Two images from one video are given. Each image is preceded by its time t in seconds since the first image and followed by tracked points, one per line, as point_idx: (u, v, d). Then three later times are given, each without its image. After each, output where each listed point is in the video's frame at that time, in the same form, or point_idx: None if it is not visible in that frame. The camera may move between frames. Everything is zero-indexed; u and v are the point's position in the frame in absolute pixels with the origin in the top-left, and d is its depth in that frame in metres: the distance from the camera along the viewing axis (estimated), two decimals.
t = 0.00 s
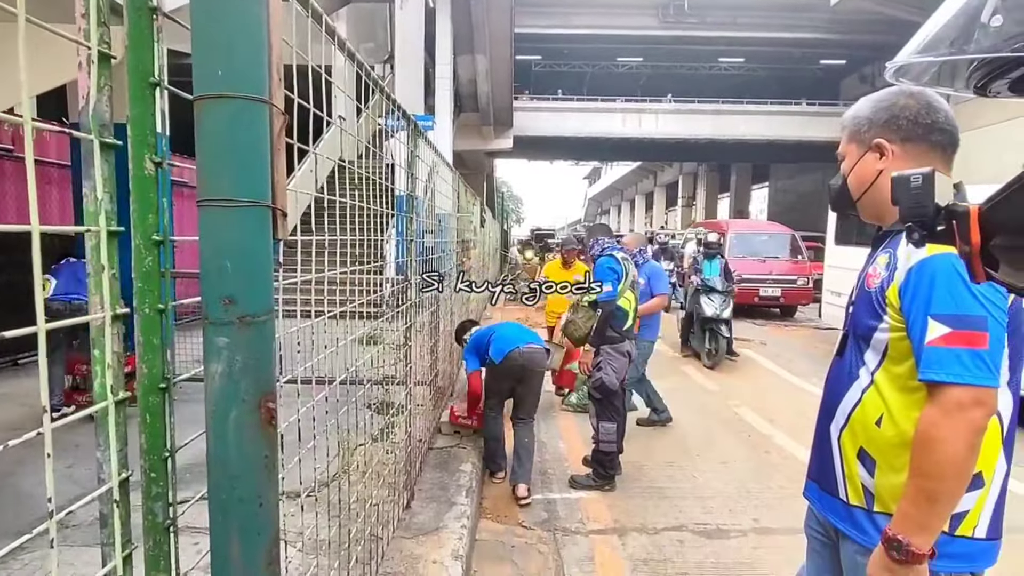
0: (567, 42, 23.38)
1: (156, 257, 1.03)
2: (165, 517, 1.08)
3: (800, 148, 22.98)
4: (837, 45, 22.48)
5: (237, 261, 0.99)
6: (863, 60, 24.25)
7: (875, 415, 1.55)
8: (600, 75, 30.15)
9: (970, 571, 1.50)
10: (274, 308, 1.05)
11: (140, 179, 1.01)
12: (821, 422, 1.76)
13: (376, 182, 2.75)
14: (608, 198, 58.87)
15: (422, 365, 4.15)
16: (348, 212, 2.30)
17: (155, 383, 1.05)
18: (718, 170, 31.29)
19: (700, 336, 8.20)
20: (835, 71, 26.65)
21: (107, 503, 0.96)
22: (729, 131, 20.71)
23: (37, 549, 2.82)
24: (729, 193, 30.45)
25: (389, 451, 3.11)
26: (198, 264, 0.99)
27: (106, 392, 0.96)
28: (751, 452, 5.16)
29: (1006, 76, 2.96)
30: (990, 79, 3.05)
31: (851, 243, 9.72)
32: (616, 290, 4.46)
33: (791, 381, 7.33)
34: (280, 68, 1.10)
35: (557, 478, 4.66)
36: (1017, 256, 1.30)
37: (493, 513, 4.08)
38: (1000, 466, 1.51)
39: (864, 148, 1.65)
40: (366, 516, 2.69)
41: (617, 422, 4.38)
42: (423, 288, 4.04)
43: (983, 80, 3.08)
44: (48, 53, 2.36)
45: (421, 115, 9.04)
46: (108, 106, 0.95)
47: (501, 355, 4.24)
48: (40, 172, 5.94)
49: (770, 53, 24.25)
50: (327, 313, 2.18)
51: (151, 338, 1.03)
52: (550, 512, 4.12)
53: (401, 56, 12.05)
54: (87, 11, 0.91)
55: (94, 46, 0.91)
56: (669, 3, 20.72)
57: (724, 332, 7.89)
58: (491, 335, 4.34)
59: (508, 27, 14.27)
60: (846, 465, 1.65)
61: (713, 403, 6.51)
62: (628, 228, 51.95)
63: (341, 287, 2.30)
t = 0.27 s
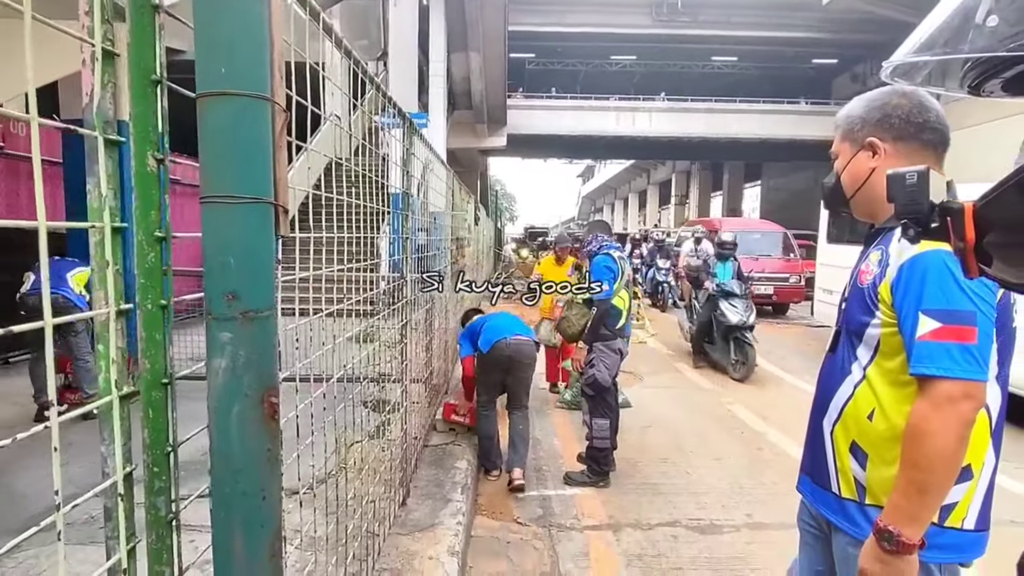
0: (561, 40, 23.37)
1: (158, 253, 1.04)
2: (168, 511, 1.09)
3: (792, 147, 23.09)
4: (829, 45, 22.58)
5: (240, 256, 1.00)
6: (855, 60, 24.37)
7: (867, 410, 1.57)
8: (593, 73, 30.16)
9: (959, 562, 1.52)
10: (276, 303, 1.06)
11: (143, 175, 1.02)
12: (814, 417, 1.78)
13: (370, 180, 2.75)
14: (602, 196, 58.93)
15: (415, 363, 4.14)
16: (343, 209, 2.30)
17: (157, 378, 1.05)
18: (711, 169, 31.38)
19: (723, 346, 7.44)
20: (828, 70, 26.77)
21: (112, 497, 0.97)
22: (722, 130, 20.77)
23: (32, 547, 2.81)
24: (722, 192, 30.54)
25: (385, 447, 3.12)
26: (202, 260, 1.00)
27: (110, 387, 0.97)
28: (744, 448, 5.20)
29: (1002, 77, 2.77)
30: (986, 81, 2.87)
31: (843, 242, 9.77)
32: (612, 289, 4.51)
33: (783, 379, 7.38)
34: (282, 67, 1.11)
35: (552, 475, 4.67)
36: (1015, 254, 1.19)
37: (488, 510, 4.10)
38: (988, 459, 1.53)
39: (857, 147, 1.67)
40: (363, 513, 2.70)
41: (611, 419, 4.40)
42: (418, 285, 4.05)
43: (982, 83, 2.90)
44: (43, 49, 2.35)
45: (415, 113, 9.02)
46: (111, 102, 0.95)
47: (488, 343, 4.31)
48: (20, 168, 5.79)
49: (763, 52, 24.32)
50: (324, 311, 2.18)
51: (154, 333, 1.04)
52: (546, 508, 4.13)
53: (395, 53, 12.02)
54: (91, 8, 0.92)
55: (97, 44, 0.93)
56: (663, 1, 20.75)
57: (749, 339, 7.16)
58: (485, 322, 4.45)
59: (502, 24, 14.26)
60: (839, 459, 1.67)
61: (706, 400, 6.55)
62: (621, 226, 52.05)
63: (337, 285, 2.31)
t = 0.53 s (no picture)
0: (556, 40, 23.39)
1: (163, 248, 1.04)
2: (173, 504, 1.09)
3: (786, 148, 23.18)
4: (823, 46, 22.68)
5: (245, 249, 1.00)
6: (848, 61, 24.48)
7: (863, 404, 1.59)
8: (589, 73, 30.20)
9: (954, 554, 1.54)
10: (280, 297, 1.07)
11: (148, 169, 1.02)
12: (811, 412, 1.80)
13: (367, 178, 2.76)
14: (597, 196, 58.98)
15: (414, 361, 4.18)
16: (339, 206, 2.30)
17: (163, 371, 1.05)
18: (705, 169, 31.48)
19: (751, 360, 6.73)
20: (822, 71, 26.89)
21: (118, 488, 0.97)
22: (717, 130, 20.83)
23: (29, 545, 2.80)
24: (717, 192, 30.63)
25: (383, 444, 3.13)
26: (208, 254, 1.01)
27: (117, 379, 0.97)
28: (739, 446, 5.22)
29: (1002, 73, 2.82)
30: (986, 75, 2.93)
31: (838, 241, 9.81)
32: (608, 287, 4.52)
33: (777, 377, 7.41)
34: (287, 64, 1.11)
35: (549, 472, 4.68)
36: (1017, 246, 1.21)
37: (485, 507, 4.10)
38: (983, 453, 1.55)
39: (853, 145, 1.69)
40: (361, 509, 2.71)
41: (606, 416, 4.41)
42: (414, 283, 4.04)
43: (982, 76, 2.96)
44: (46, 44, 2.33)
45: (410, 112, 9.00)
46: (119, 96, 0.96)
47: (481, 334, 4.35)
48: (11, 164, 5.68)
49: (757, 53, 24.40)
50: (322, 308, 2.19)
51: (159, 326, 1.04)
52: (543, 506, 4.14)
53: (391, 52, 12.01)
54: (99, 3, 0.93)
55: (106, 38, 0.93)
56: (658, 1, 20.79)
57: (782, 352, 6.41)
58: (477, 317, 4.47)
59: (498, 24, 14.24)
60: (835, 453, 1.69)
61: (701, 399, 6.57)
62: (616, 226, 52.13)
63: (335, 282, 2.32)
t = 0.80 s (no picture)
0: (554, 43, 23.42)
1: (169, 249, 1.04)
2: (178, 505, 1.09)
3: (782, 150, 23.24)
4: (819, 49, 22.76)
5: (252, 250, 1.00)
6: (844, 64, 24.57)
7: (865, 405, 1.59)
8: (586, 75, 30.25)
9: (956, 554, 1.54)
10: (286, 298, 1.07)
11: (155, 170, 1.02)
12: (814, 413, 1.80)
13: (366, 180, 2.75)
14: (594, 198, 59.02)
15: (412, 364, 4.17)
16: (338, 207, 2.29)
17: (168, 373, 1.05)
18: (702, 172, 31.55)
19: (794, 384, 5.79)
20: (818, 74, 26.99)
21: (125, 490, 0.97)
22: (714, 133, 20.87)
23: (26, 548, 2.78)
24: (713, 194, 30.70)
25: (382, 447, 3.12)
26: (215, 255, 1.01)
27: (124, 380, 0.97)
28: (738, 448, 5.22)
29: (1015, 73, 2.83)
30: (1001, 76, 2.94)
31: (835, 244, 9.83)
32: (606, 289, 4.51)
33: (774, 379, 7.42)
34: (294, 65, 1.11)
35: (548, 474, 4.68)
36: None
37: (484, 510, 4.09)
38: (985, 453, 1.55)
39: (856, 147, 1.69)
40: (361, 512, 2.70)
41: (605, 418, 4.41)
42: (413, 285, 4.03)
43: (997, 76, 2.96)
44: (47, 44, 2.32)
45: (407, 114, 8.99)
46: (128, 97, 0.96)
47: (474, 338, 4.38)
48: (7, 166, 5.61)
49: (754, 56, 24.47)
50: (323, 309, 2.19)
51: (165, 327, 1.04)
52: (543, 508, 4.14)
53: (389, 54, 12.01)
54: (108, 4, 0.93)
55: (114, 39, 0.93)
56: (655, 4, 20.84)
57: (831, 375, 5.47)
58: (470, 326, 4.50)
59: (495, 26, 14.24)
60: (838, 454, 1.69)
61: (699, 400, 6.58)
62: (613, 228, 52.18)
63: (336, 283, 2.32)
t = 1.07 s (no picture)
0: (550, 46, 23.45)
1: (162, 252, 1.03)
2: (171, 512, 1.07)
3: (779, 153, 23.29)
4: (815, 52, 22.83)
5: (247, 254, 0.99)
6: (840, 67, 24.65)
7: (865, 406, 1.58)
8: (583, 78, 30.30)
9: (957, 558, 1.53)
10: (282, 301, 1.05)
11: (147, 173, 1.01)
12: (813, 414, 1.79)
13: (363, 183, 2.74)
14: (591, 201, 59.09)
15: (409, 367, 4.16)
16: (334, 210, 2.29)
17: (160, 378, 1.04)
18: (699, 174, 31.62)
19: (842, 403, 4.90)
20: (814, 77, 27.07)
21: (115, 497, 0.95)
22: (710, 135, 20.91)
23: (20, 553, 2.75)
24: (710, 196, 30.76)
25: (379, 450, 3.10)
26: (208, 258, 1.00)
27: (114, 385, 0.96)
28: (735, 450, 5.21)
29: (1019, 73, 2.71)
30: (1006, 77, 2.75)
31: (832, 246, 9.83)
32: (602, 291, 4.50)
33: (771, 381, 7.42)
34: (289, 66, 1.10)
35: (545, 478, 4.66)
36: None
37: (481, 513, 4.07)
38: (986, 456, 1.55)
39: (855, 149, 1.69)
40: (357, 516, 2.68)
41: (602, 420, 4.41)
42: (409, 288, 4.02)
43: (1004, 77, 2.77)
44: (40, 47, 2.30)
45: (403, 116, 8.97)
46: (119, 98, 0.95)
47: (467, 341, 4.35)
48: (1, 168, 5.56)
49: (750, 59, 24.54)
50: (319, 312, 2.18)
51: (157, 332, 1.02)
52: (540, 511, 4.12)
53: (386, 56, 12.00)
54: (99, 4, 0.91)
55: (105, 39, 0.92)
56: (651, 8, 20.88)
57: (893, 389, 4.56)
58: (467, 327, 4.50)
59: (492, 29, 14.24)
60: (837, 455, 1.68)
61: (696, 403, 6.57)
62: (610, 230, 52.24)
63: (332, 286, 2.31)
